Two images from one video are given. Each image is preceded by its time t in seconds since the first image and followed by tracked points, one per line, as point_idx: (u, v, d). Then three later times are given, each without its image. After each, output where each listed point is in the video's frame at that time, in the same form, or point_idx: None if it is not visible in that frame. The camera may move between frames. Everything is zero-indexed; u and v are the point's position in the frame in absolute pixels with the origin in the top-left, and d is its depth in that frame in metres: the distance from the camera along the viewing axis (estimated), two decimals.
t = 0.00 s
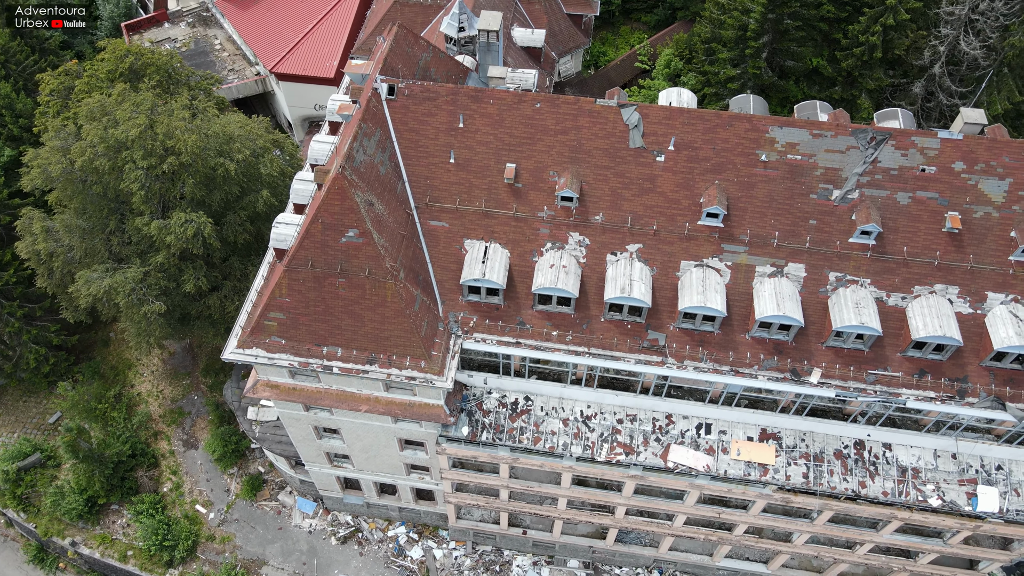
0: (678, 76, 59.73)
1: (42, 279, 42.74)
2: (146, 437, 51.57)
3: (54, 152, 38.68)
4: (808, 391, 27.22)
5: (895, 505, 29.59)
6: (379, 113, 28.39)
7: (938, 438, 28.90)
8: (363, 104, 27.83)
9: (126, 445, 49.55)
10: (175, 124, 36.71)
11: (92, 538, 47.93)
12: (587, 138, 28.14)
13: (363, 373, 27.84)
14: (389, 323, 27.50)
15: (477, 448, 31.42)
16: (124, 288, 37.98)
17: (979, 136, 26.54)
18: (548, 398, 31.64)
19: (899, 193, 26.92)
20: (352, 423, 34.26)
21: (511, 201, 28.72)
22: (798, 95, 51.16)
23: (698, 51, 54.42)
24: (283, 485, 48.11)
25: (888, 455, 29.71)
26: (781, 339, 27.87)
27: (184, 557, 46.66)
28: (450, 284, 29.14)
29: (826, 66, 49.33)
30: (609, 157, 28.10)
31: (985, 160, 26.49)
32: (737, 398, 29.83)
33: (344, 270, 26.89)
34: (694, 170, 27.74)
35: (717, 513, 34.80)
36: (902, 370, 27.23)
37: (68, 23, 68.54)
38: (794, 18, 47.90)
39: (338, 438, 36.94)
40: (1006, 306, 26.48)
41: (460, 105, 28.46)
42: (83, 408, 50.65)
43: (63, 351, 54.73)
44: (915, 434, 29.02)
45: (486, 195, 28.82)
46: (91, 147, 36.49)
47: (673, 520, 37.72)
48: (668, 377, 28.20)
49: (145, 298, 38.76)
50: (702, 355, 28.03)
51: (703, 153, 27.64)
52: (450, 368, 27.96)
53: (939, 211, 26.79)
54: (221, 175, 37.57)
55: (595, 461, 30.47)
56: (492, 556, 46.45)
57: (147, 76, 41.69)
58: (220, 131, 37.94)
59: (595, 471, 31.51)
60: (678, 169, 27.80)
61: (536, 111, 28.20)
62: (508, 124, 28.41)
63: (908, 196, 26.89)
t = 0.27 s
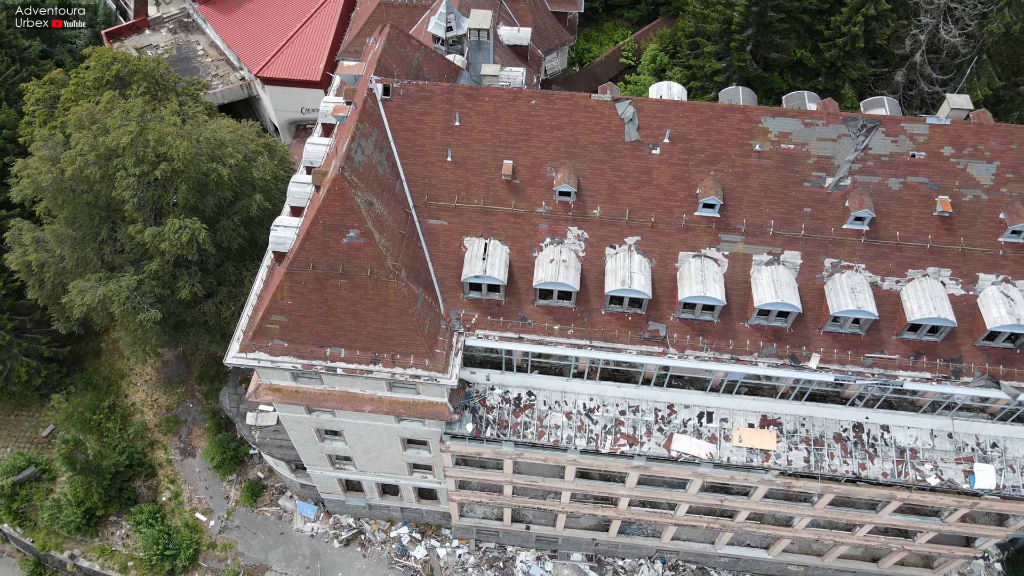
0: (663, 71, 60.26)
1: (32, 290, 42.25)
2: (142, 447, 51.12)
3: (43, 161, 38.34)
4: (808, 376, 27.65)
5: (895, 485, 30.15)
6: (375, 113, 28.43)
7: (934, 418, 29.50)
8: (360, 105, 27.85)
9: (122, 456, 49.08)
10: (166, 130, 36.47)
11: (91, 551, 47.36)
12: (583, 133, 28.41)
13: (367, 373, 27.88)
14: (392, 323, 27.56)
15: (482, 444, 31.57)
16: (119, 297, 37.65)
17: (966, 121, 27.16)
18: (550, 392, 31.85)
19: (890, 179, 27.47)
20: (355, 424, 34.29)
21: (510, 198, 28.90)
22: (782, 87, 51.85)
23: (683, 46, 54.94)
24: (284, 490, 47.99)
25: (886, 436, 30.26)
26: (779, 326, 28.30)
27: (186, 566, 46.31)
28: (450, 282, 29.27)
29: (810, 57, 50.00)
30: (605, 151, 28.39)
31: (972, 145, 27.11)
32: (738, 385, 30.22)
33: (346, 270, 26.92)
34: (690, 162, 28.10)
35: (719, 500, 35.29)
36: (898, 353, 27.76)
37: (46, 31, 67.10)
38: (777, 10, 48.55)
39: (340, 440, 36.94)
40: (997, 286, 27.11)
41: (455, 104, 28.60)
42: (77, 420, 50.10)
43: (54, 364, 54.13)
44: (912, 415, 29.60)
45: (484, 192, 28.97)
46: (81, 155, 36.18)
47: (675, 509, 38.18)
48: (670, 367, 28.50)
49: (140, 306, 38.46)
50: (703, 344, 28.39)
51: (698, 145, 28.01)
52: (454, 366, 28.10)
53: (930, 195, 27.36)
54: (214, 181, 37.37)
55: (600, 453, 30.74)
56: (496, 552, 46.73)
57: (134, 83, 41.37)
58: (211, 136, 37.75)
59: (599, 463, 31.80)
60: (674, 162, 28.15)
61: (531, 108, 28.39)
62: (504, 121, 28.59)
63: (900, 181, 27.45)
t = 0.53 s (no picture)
0: (648, 64, 60.71)
1: (23, 300, 41.80)
2: (139, 456, 50.67)
3: (32, 169, 38.02)
4: (806, 359, 28.11)
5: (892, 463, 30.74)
6: (371, 111, 28.50)
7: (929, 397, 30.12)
8: (355, 104, 27.91)
9: (119, 464, 48.61)
10: (157, 135, 36.23)
11: (90, 561, 46.80)
12: (578, 126, 28.67)
13: (371, 371, 27.93)
14: (395, 320, 27.64)
15: (486, 438, 31.72)
16: (113, 304, 37.34)
17: (952, 104, 27.79)
18: (552, 384, 32.07)
19: (880, 163, 28.03)
20: (357, 423, 34.33)
21: (507, 192, 29.09)
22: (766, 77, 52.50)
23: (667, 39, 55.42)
24: (284, 493, 47.88)
25: (883, 416, 30.83)
26: (777, 311, 28.73)
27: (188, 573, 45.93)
28: (450, 277, 29.40)
29: (793, 48, 50.67)
30: (601, 143, 28.69)
31: (959, 127, 27.75)
32: (737, 371, 30.62)
33: (347, 268, 26.98)
34: (684, 151, 28.46)
35: (720, 486, 35.79)
36: (893, 333, 28.30)
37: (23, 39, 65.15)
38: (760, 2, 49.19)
39: (341, 439, 36.97)
40: (987, 265, 27.75)
41: (450, 100, 28.75)
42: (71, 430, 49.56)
43: (45, 374, 53.52)
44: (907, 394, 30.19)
45: (482, 186, 29.14)
46: (71, 162, 35.90)
47: (677, 497, 38.61)
48: (671, 355, 28.83)
49: (136, 312, 38.22)
50: (702, 331, 28.76)
51: (692, 134, 28.40)
52: (457, 360, 28.29)
53: (919, 178, 27.96)
54: (206, 184, 37.15)
55: (603, 442, 31.03)
56: (499, 547, 47.00)
57: (120, 88, 41.02)
58: (203, 139, 37.55)
59: (603, 453, 32.12)
60: (668, 152, 28.50)
61: (526, 102, 28.61)
62: (499, 115, 28.78)
63: (890, 165, 28.01)
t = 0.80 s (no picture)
0: (633, 57, 61.18)
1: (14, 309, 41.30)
2: (135, 462, 50.25)
3: (20, 175, 37.63)
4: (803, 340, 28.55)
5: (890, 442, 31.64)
6: (366, 107, 28.53)
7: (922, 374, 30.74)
8: (350, 99, 27.92)
9: (116, 471, 48.14)
10: (147, 137, 35.95)
11: (90, 571, 46.24)
12: (572, 116, 28.93)
13: (373, 365, 27.96)
14: (396, 314, 27.71)
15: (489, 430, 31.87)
16: (107, 309, 36.99)
17: (937, 86, 28.38)
18: (553, 374, 32.30)
19: (870, 145, 28.57)
20: (359, 420, 34.38)
21: (504, 184, 29.26)
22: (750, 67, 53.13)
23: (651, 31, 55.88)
24: (284, 494, 47.78)
25: (879, 394, 31.40)
26: (773, 294, 29.16)
27: None
28: (450, 270, 29.53)
29: (776, 37, 51.28)
30: (595, 133, 28.95)
31: (945, 108, 28.35)
32: (736, 355, 31.01)
33: (347, 264, 27.01)
34: (678, 139, 28.82)
35: (720, 470, 36.29)
36: (887, 312, 28.83)
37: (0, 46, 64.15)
38: None
39: (343, 437, 36.98)
40: (976, 243, 28.38)
41: (445, 94, 28.87)
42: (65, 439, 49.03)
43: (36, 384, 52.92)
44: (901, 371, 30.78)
45: (479, 179, 29.29)
46: (60, 167, 35.54)
47: (678, 483, 39.10)
48: (671, 340, 29.14)
49: (130, 317, 37.93)
50: (701, 316, 29.11)
51: (685, 122, 28.76)
52: (460, 353, 28.36)
53: (908, 159, 28.54)
54: (198, 186, 36.92)
55: (606, 430, 31.31)
56: (501, 540, 47.31)
57: (107, 93, 40.69)
58: (193, 141, 37.29)
59: (605, 440, 32.43)
60: (662, 140, 28.84)
61: (520, 94, 28.80)
62: (494, 108, 28.94)
63: (879, 147, 28.57)
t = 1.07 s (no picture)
0: (617, 51, 61.55)
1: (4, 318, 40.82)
2: (132, 469, 49.85)
3: (9, 182, 37.22)
4: (799, 322, 29.01)
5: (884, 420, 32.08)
6: (360, 104, 28.59)
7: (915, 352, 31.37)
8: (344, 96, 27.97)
9: (114, 479, 47.70)
10: (138, 140, 35.72)
11: None
12: (566, 108, 29.19)
13: (376, 361, 28.02)
14: (398, 308, 27.79)
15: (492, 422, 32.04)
16: (101, 315, 36.71)
17: (922, 69, 28.99)
18: (553, 364, 32.55)
19: (858, 129, 29.13)
20: (360, 417, 34.45)
21: (500, 176, 29.44)
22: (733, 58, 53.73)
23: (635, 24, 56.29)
24: (285, 495, 47.72)
25: (873, 373, 31.99)
26: (768, 278, 29.59)
27: None
28: (449, 264, 29.66)
29: (759, 26, 51.89)
30: (590, 124, 29.24)
31: (929, 91, 29.00)
32: (733, 339, 31.45)
33: (347, 260, 27.08)
34: (670, 128, 29.17)
35: (720, 454, 36.81)
36: (880, 293, 29.38)
37: None
38: None
39: (344, 435, 37.01)
40: (964, 222, 29.01)
41: (439, 88, 29.00)
42: (60, 448, 48.52)
43: (28, 394, 52.30)
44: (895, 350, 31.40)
45: (475, 172, 29.45)
46: (50, 173, 35.18)
47: (677, 469, 39.60)
48: (670, 327, 29.47)
49: (125, 322, 37.63)
50: (698, 302, 29.49)
51: (677, 110, 29.14)
52: (462, 346, 28.49)
53: (896, 142, 29.12)
54: (190, 188, 36.71)
55: (608, 418, 31.62)
56: (503, 533, 47.60)
57: (93, 97, 40.53)
58: (184, 143, 37.07)
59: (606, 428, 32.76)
60: (655, 129, 29.19)
61: (514, 87, 29.00)
62: (488, 101, 29.13)
63: (867, 130, 29.13)
